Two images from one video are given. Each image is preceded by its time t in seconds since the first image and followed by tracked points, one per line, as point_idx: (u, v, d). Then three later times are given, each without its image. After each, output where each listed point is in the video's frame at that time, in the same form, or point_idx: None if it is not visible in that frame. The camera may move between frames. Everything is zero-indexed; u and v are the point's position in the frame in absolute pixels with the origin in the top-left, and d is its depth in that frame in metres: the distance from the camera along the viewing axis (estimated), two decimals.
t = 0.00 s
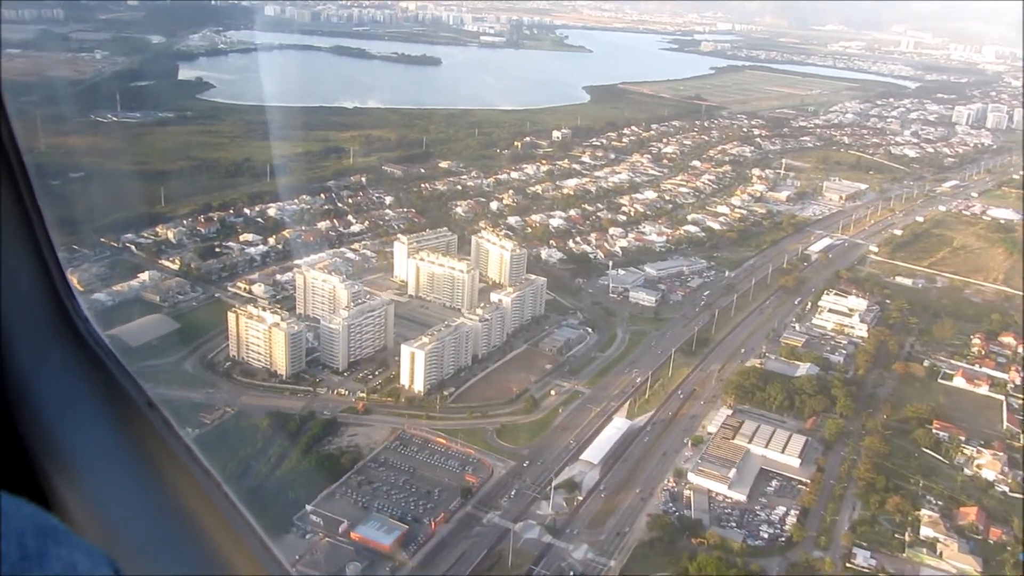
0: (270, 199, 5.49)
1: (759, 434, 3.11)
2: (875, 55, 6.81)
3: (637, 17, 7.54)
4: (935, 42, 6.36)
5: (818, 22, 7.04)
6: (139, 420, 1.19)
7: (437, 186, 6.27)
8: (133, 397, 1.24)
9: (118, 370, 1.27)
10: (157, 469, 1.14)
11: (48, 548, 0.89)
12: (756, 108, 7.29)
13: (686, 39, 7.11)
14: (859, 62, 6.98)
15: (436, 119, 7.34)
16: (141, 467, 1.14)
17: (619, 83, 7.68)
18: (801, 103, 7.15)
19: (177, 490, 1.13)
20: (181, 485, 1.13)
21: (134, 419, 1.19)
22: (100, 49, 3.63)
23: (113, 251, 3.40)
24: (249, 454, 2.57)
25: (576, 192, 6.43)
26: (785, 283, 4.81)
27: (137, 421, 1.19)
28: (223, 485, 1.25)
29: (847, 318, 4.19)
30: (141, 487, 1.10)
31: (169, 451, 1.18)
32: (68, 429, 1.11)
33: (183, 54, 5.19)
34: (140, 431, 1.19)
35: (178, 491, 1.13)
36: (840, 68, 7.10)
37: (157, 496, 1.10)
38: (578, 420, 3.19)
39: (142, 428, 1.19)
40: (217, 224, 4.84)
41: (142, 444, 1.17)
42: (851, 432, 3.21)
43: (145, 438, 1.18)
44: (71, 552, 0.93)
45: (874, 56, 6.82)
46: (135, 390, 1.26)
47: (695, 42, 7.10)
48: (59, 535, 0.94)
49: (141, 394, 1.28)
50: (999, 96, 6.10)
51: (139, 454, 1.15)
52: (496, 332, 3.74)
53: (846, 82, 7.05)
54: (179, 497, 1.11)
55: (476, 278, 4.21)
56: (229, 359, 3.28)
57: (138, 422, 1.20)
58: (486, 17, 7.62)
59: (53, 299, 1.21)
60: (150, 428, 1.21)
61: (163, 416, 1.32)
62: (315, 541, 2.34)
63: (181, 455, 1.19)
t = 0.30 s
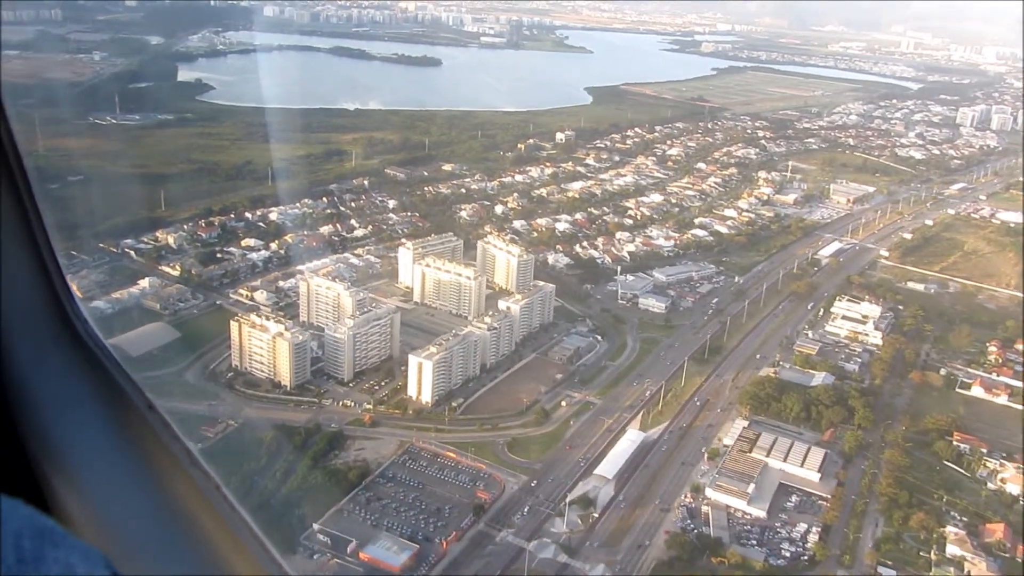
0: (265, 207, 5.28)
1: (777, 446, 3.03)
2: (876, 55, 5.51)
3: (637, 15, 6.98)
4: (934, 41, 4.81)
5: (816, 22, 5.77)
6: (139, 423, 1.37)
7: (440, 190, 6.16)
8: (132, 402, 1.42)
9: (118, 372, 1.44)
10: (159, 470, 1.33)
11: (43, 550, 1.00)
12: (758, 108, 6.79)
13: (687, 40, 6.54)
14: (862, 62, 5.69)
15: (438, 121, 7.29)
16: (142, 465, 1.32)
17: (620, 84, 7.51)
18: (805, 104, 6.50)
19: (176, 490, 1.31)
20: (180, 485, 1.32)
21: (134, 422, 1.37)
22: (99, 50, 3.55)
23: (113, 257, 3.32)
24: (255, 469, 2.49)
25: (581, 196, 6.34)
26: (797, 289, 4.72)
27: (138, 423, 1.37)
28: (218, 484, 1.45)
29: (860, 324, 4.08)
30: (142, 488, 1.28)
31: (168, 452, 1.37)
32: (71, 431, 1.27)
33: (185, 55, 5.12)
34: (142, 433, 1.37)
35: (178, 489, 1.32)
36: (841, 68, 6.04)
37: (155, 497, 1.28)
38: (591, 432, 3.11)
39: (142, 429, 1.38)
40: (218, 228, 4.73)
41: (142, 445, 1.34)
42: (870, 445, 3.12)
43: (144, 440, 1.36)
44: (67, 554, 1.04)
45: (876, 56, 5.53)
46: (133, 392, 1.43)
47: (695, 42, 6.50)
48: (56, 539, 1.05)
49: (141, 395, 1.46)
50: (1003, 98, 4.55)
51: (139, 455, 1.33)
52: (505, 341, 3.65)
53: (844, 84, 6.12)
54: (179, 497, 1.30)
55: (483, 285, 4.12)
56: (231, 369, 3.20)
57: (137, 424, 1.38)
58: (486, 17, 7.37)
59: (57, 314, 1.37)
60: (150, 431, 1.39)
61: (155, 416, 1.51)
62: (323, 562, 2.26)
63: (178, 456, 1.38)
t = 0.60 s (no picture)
0: (268, 209, 5.23)
1: (794, 456, 2.96)
2: (875, 55, 5.19)
3: (636, 14, 6.63)
4: (933, 42, 4.51)
5: (814, 22, 5.40)
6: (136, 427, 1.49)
7: (444, 193, 6.08)
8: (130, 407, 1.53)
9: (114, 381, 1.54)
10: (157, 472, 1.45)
11: (42, 551, 1.22)
12: (764, 109, 6.62)
13: (686, 39, 6.29)
14: (862, 63, 5.38)
15: (440, 122, 7.24)
16: (141, 466, 1.43)
17: (621, 84, 7.36)
18: (808, 105, 6.21)
19: (170, 492, 1.43)
20: (176, 487, 1.45)
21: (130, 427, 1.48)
22: (98, 51, 3.49)
23: (113, 262, 3.26)
24: (260, 481, 2.42)
25: (586, 198, 6.26)
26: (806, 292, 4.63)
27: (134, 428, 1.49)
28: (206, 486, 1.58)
29: (873, 330, 3.98)
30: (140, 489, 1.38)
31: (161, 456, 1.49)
32: (73, 432, 1.37)
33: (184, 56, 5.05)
34: (139, 436, 1.49)
35: (172, 492, 1.43)
36: (841, 68, 5.73)
37: (153, 498, 1.39)
38: (603, 442, 3.04)
39: (138, 433, 1.49)
40: (219, 233, 4.65)
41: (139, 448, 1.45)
42: (887, 455, 3.04)
43: (141, 443, 1.48)
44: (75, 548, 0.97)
45: (875, 57, 5.21)
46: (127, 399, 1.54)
47: (695, 42, 6.24)
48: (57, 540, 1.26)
49: (137, 401, 1.58)
50: (1004, 98, 4.27)
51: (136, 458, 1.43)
52: (513, 348, 3.58)
53: (847, 84, 5.78)
54: (174, 499, 1.42)
55: (489, 290, 4.05)
56: (234, 378, 3.13)
57: (133, 427, 1.49)
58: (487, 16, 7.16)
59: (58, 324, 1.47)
60: (150, 436, 1.52)
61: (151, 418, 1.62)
62: None
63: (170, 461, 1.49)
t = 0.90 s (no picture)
0: (270, 213, 5.16)
1: (811, 467, 2.89)
2: (876, 55, 5.41)
3: (637, 15, 6.67)
4: (933, 41, 4.73)
5: (815, 22, 5.43)
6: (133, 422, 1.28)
7: (448, 195, 6.02)
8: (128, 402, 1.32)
9: (113, 371, 1.35)
10: (155, 474, 1.25)
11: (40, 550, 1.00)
12: (768, 109, 6.61)
13: (688, 39, 6.32)
14: (863, 63, 5.60)
15: (441, 125, 7.12)
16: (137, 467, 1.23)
17: (625, 85, 7.23)
18: (812, 105, 6.28)
19: (171, 491, 1.25)
20: (175, 492, 1.25)
21: (130, 420, 1.28)
22: (97, 53, 3.43)
23: (113, 268, 3.18)
24: (265, 494, 2.34)
25: (592, 200, 6.20)
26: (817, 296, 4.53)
27: (134, 422, 1.29)
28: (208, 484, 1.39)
29: (887, 334, 3.93)
30: (139, 488, 1.20)
31: (163, 451, 1.29)
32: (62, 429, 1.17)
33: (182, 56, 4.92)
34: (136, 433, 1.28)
35: (174, 491, 1.25)
36: (842, 68, 5.90)
37: (149, 504, 1.19)
38: (616, 454, 2.96)
39: (136, 429, 1.29)
40: (221, 237, 4.58)
41: (139, 443, 1.26)
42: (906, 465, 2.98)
43: (138, 440, 1.27)
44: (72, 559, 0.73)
45: (876, 57, 5.44)
46: (128, 391, 1.35)
47: (696, 43, 6.28)
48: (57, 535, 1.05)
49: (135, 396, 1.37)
50: (1008, 98, 4.62)
51: (136, 454, 1.25)
52: (522, 355, 3.52)
53: (846, 84, 5.95)
54: (173, 499, 1.23)
55: (498, 296, 3.96)
56: (237, 388, 3.06)
57: (131, 422, 1.29)
58: (487, 16, 7.05)
59: (54, 309, 1.28)
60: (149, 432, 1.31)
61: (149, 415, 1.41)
62: None
63: (171, 456, 1.31)
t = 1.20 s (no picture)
0: (274, 215, 5.11)
1: (830, 480, 2.82)
2: (880, 56, 5.46)
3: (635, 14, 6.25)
4: (935, 43, 4.73)
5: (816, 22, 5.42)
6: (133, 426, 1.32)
7: (452, 198, 5.93)
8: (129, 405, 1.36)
9: (114, 373, 1.40)
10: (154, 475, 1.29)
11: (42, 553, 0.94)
12: (772, 110, 6.60)
13: (689, 40, 6.03)
14: (865, 64, 5.58)
15: (445, 125, 7.08)
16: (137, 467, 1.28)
17: (625, 86, 7.04)
18: (815, 106, 6.27)
19: (171, 491, 1.28)
20: (174, 491, 1.28)
21: (130, 421, 1.32)
22: (97, 52, 3.36)
23: (113, 272, 3.11)
24: (270, 508, 2.26)
25: (598, 203, 6.12)
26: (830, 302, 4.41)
27: (134, 423, 1.33)
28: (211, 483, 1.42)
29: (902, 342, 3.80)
30: (139, 488, 1.24)
31: (163, 452, 1.33)
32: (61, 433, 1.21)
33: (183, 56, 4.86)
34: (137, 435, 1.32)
35: (173, 491, 1.28)
36: (846, 69, 5.83)
37: (149, 503, 1.23)
38: (629, 465, 2.90)
39: (137, 432, 1.32)
40: (223, 240, 4.49)
41: (139, 444, 1.31)
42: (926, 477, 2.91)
43: (138, 442, 1.31)
44: (64, 554, 0.99)
45: (880, 57, 5.45)
46: (130, 393, 1.39)
47: (698, 43, 6.02)
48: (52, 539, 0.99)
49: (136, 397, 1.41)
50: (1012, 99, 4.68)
51: (136, 454, 1.29)
52: (531, 363, 3.45)
53: (849, 84, 5.93)
54: (173, 498, 1.27)
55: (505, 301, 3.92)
56: (241, 397, 2.99)
57: (129, 424, 1.32)
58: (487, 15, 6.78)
59: (54, 313, 1.33)
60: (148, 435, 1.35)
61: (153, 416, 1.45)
62: None
63: (172, 456, 1.34)
